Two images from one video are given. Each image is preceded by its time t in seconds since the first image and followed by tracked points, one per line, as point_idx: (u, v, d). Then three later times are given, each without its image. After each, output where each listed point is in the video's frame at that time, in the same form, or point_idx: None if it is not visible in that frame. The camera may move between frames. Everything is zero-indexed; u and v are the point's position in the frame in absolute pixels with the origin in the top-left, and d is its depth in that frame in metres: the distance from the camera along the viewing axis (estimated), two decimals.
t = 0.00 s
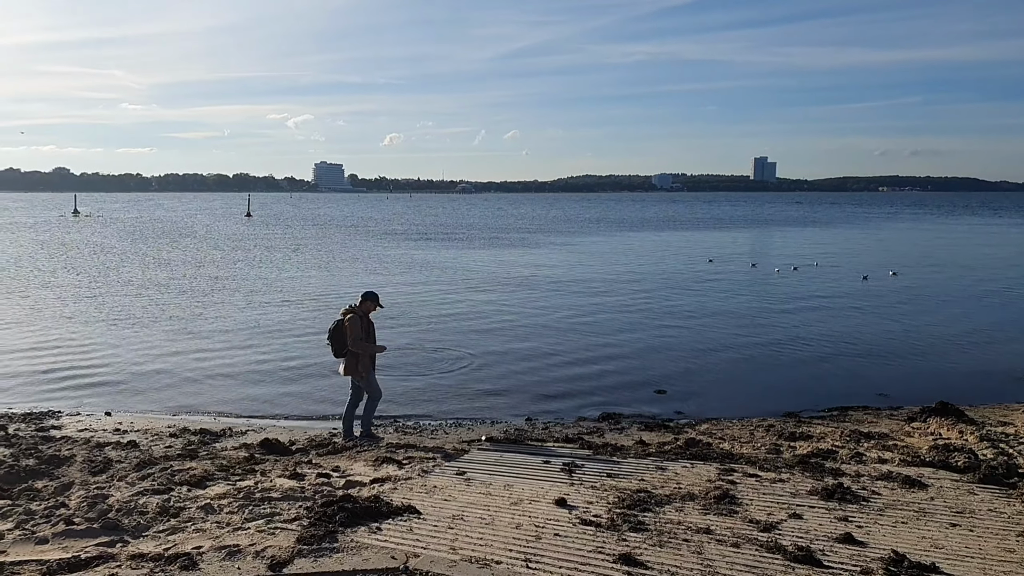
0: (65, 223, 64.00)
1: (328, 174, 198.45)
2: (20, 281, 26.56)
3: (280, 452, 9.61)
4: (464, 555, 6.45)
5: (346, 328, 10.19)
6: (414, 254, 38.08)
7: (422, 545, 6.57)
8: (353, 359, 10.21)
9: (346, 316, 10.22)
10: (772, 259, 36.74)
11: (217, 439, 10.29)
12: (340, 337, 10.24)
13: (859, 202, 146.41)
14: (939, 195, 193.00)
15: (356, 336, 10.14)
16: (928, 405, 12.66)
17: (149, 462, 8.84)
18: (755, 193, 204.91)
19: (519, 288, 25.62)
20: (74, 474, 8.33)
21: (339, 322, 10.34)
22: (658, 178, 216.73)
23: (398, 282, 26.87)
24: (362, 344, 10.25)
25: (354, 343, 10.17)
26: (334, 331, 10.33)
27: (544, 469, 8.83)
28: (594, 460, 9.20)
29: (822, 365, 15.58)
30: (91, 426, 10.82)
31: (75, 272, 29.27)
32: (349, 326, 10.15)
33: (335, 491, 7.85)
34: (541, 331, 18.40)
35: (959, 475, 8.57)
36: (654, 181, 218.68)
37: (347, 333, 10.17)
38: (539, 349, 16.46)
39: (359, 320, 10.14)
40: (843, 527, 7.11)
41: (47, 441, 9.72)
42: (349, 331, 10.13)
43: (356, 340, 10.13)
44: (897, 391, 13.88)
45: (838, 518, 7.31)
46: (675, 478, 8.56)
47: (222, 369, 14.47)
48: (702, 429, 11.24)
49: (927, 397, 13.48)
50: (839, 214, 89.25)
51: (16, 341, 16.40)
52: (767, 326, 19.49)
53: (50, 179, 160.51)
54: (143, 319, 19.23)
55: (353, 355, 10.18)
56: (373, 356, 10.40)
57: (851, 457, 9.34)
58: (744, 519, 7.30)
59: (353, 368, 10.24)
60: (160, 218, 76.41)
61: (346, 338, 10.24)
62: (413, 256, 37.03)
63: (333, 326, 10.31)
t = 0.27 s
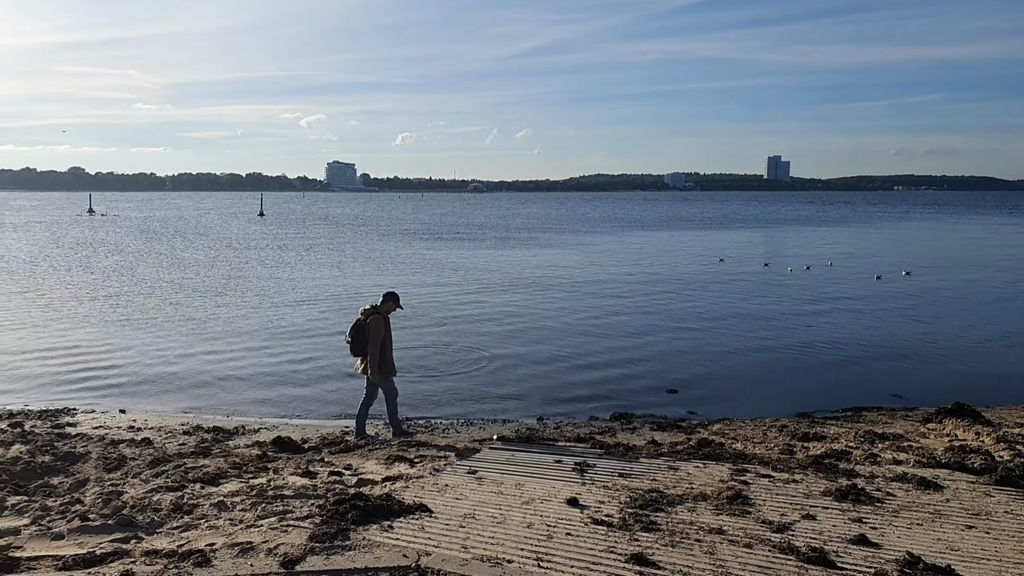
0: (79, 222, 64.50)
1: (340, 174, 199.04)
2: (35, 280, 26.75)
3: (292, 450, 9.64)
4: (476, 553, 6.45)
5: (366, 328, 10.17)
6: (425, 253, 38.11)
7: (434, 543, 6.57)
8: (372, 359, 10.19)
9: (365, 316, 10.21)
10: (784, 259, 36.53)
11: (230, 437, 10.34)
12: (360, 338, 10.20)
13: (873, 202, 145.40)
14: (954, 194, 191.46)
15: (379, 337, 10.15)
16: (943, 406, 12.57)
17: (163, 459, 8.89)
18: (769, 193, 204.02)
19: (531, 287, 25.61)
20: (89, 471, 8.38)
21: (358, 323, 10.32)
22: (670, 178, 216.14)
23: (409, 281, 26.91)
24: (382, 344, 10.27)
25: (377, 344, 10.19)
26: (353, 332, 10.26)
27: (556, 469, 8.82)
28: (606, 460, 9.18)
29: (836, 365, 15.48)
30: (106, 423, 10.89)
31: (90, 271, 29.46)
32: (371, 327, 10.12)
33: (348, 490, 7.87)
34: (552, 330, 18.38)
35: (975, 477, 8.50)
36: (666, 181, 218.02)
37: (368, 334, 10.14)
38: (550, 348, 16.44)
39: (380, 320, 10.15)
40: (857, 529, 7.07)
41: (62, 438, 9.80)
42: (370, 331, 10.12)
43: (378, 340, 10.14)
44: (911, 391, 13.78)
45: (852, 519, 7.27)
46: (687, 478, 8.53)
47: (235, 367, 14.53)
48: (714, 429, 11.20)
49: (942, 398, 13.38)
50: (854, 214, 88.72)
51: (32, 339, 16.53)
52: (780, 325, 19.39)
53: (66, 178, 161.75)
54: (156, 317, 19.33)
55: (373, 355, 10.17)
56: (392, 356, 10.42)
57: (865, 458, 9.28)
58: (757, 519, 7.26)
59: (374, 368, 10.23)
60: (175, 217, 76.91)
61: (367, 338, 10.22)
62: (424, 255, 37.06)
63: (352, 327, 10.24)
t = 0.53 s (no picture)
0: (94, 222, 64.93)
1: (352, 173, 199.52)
2: (49, 279, 26.91)
3: (304, 448, 9.67)
4: (487, 552, 6.44)
5: (393, 328, 10.22)
6: (437, 252, 38.12)
7: (445, 542, 6.57)
8: (401, 359, 10.24)
9: (391, 317, 10.26)
10: (797, 258, 36.32)
11: (243, 435, 10.37)
12: (387, 339, 10.21)
13: (888, 201, 144.41)
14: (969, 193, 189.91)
15: (407, 337, 10.19)
16: (958, 406, 12.45)
17: (176, 457, 8.93)
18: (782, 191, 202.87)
19: (542, 286, 25.59)
20: (104, 468, 8.44)
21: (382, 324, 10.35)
22: (684, 176, 215.65)
23: (421, 281, 26.93)
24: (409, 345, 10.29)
25: (405, 344, 10.22)
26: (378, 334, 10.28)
27: (567, 468, 8.80)
28: (618, 459, 9.15)
29: (849, 365, 15.38)
30: (120, 421, 10.95)
31: (104, 270, 29.63)
32: (398, 328, 10.17)
33: (360, 488, 7.88)
34: (563, 329, 18.34)
35: (991, 478, 8.41)
36: (679, 180, 217.16)
37: (396, 335, 10.17)
38: (562, 347, 16.41)
39: (407, 320, 10.24)
40: (871, 529, 7.01)
41: (77, 436, 9.86)
42: (398, 331, 10.18)
43: (407, 340, 10.20)
44: (926, 391, 13.67)
45: (866, 520, 7.22)
46: (699, 477, 8.49)
47: (248, 365, 14.59)
48: (727, 429, 11.14)
49: (957, 398, 13.26)
50: (868, 213, 88.13)
51: (47, 338, 16.63)
52: (793, 324, 19.30)
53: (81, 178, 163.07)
54: (169, 316, 19.42)
55: (402, 355, 10.22)
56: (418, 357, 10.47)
57: (880, 459, 9.21)
58: (770, 519, 7.22)
59: (402, 368, 10.28)
60: (189, 216, 77.41)
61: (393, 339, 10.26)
62: (436, 254, 37.07)
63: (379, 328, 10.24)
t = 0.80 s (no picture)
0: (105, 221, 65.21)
1: (362, 172, 199.82)
2: (60, 277, 27.04)
3: (314, 446, 9.69)
4: (495, 551, 6.43)
5: (416, 327, 10.20)
6: (446, 251, 38.13)
7: (453, 541, 6.56)
8: (427, 356, 10.24)
9: (412, 316, 10.24)
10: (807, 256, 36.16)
11: (253, 433, 10.40)
12: (411, 338, 10.21)
13: (900, 199, 143.61)
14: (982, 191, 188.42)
15: (430, 334, 10.19)
16: (970, 406, 12.36)
17: (186, 454, 8.97)
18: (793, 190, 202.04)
19: (551, 285, 25.55)
20: (115, 465, 8.48)
21: (402, 323, 10.30)
22: (694, 175, 215.04)
23: (430, 279, 26.94)
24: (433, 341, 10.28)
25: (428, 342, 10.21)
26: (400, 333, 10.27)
27: (577, 467, 8.79)
28: (628, 458, 9.13)
29: (860, 364, 15.30)
30: (131, 418, 11.00)
31: (114, 268, 29.75)
32: (420, 325, 10.17)
33: (368, 486, 7.89)
34: (573, 328, 18.31)
35: (1004, 479, 8.34)
36: (689, 178, 216.55)
37: (419, 333, 10.17)
38: (571, 346, 16.39)
39: (428, 318, 10.22)
40: (882, 530, 6.96)
41: (88, 433, 9.91)
42: (423, 329, 10.17)
43: (430, 337, 10.19)
44: (938, 390, 13.59)
45: (877, 520, 7.17)
46: (709, 477, 8.46)
47: (258, 363, 14.65)
48: (737, 428, 11.10)
49: (969, 398, 13.17)
50: (878, 212, 87.64)
51: (58, 336, 16.72)
52: (803, 323, 19.21)
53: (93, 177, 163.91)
54: (179, 314, 19.49)
55: (429, 352, 10.23)
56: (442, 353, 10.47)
57: (891, 459, 9.15)
58: (780, 519, 7.18)
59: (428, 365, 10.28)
60: (199, 215, 77.70)
61: (417, 337, 10.23)
62: (445, 252, 37.10)
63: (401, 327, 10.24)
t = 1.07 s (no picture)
0: (112, 218, 65.40)
1: (368, 171, 200.00)
2: (67, 275, 27.12)
3: (320, 444, 9.70)
4: (501, 550, 6.42)
5: (431, 326, 10.21)
6: (451, 249, 38.12)
7: (459, 539, 6.56)
8: (444, 354, 10.27)
9: (426, 315, 10.25)
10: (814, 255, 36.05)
11: (259, 431, 10.42)
12: (425, 337, 10.23)
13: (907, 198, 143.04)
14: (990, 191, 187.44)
15: (445, 333, 10.19)
16: (978, 406, 12.30)
17: (193, 452, 8.98)
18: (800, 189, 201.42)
19: (557, 283, 25.52)
20: (121, 463, 8.50)
21: (416, 323, 10.29)
22: (700, 174, 214.58)
23: (435, 277, 26.94)
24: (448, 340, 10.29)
25: (443, 341, 10.22)
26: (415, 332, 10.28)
27: (583, 466, 8.77)
28: (634, 458, 9.12)
29: (867, 363, 15.25)
30: (138, 416, 11.03)
31: (121, 266, 29.82)
32: (434, 324, 10.18)
33: (374, 484, 7.89)
34: (578, 327, 18.29)
35: (1012, 479, 8.29)
36: (695, 177, 216.13)
37: (433, 331, 10.18)
38: (577, 344, 16.37)
39: (442, 316, 10.22)
40: (889, 530, 6.93)
41: (95, 431, 9.94)
42: (438, 328, 10.18)
43: (445, 336, 10.20)
44: (945, 390, 13.53)
45: (884, 520, 7.14)
46: (715, 476, 8.44)
47: (265, 361, 14.69)
48: (744, 427, 11.07)
49: (977, 397, 13.11)
50: (886, 212, 87.32)
51: (65, 334, 16.77)
52: (810, 322, 19.16)
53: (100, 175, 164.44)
54: (186, 312, 19.53)
55: (444, 350, 10.24)
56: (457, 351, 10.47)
57: (898, 459, 9.10)
58: (787, 519, 7.16)
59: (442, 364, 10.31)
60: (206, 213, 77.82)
61: (432, 336, 10.24)
62: (450, 251, 37.10)
63: (415, 327, 10.25)
